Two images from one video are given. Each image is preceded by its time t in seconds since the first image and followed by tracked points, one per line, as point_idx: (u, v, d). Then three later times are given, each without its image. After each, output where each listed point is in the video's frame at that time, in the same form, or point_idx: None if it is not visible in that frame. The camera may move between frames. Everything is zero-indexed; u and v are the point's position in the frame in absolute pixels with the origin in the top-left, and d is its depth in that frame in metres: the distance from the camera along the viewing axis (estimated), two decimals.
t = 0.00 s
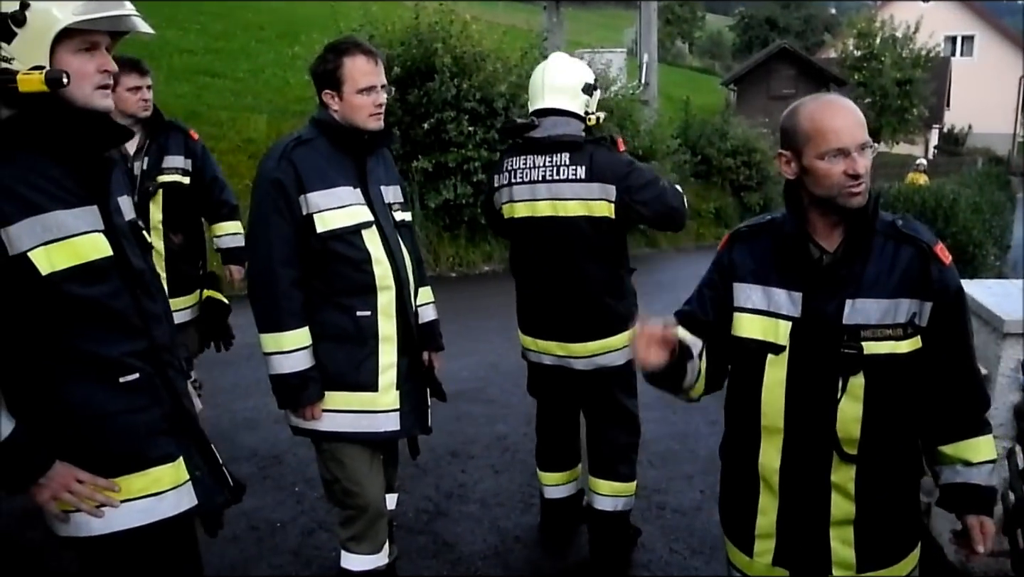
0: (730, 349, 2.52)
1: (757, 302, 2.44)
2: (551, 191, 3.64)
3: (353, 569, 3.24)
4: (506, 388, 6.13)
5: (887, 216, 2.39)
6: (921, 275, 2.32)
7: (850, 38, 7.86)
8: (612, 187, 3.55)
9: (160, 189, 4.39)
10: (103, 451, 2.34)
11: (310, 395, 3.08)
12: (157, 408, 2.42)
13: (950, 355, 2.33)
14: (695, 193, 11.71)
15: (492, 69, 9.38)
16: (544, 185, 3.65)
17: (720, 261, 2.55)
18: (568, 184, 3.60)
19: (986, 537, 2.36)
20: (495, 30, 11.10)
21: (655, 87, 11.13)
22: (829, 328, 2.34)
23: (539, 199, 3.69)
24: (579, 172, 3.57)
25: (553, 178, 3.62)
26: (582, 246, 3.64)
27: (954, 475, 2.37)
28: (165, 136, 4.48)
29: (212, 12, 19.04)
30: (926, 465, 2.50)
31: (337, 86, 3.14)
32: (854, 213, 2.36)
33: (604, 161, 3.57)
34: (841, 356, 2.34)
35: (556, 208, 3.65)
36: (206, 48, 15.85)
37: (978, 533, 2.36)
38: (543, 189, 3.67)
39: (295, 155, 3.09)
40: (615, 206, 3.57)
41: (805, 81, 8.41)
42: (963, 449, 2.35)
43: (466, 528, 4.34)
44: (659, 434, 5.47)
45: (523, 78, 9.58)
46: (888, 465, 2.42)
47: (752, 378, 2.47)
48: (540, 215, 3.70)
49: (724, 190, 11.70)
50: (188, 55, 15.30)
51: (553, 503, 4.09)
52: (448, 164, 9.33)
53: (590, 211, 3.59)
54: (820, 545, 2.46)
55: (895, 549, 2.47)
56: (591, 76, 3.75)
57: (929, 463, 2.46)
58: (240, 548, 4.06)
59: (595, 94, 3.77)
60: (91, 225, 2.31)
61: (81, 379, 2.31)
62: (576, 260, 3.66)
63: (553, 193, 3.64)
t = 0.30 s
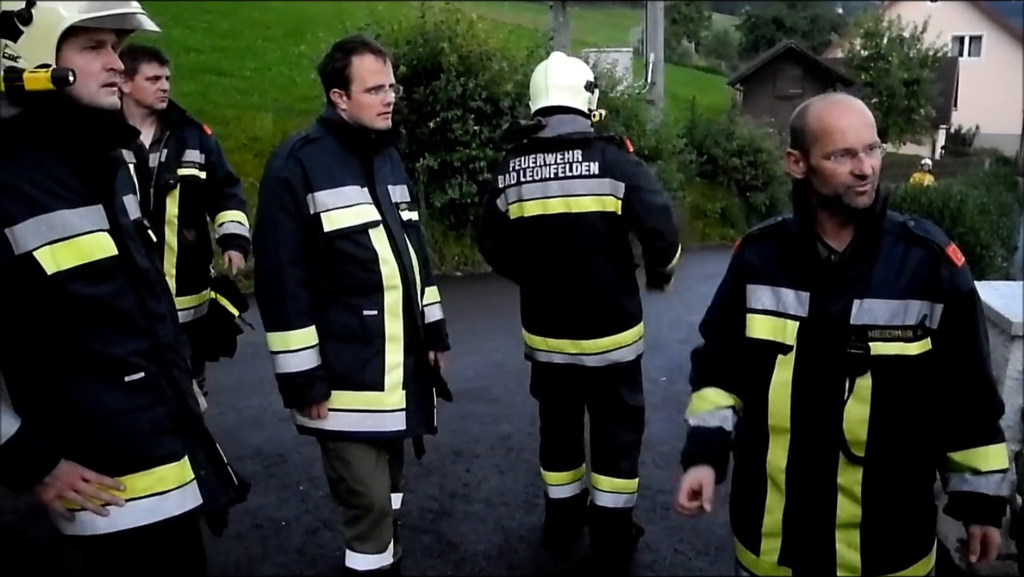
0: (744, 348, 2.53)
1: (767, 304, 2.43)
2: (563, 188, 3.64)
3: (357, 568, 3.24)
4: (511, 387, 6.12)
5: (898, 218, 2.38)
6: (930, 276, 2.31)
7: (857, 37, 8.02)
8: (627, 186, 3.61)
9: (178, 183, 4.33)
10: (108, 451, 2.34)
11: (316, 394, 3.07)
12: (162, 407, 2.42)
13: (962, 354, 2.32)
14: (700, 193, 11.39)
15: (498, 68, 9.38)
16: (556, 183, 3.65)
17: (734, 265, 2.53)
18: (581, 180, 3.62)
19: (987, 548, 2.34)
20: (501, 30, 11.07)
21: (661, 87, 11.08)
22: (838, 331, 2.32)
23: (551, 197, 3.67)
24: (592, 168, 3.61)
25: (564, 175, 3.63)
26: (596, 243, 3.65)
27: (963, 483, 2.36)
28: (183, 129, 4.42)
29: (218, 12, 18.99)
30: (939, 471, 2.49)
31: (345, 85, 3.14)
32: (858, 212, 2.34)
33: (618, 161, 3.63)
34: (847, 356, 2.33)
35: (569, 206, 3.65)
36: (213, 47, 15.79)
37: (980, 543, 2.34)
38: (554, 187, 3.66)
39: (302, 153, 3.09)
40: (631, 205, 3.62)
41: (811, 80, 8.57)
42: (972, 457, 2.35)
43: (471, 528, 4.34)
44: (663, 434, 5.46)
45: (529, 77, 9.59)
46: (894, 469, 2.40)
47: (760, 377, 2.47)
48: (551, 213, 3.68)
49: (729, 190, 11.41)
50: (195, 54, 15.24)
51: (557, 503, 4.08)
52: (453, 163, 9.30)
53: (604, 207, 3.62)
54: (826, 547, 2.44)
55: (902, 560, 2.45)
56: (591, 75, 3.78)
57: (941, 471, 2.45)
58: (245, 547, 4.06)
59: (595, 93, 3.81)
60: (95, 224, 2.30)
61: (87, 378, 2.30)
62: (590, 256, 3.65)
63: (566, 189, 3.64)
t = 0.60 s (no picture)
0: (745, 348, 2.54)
1: (768, 305, 2.44)
2: (590, 188, 3.64)
3: (360, 568, 3.25)
4: (514, 387, 6.13)
5: (901, 220, 2.36)
6: (933, 278, 2.29)
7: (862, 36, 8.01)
8: (653, 186, 3.65)
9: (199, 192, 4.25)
10: (111, 451, 2.34)
11: (319, 395, 3.09)
12: (165, 408, 2.42)
13: (965, 356, 2.30)
14: (703, 191, 11.02)
15: (501, 69, 9.38)
16: (582, 184, 3.63)
17: (739, 266, 2.53)
18: (611, 181, 3.63)
19: (993, 554, 2.33)
20: (504, 30, 11.05)
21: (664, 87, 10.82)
22: (839, 334, 2.33)
23: (575, 198, 3.65)
24: (619, 168, 3.63)
25: (591, 176, 3.62)
26: (624, 243, 3.67)
27: (968, 489, 2.35)
28: (193, 136, 4.35)
29: (221, 13, 18.98)
30: (944, 476, 2.47)
31: (348, 86, 3.15)
32: (860, 214, 2.34)
33: (641, 161, 3.66)
34: (845, 359, 2.33)
35: (598, 207, 3.64)
36: (216, 48, 15.76)
37: (984, 549, 2.34)
38: (580, 187, 3.64)
39: (306, 154, 3.10)
40: (659, 206, 3.66)
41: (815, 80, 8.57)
42: (978, 463, 2.32)
43: (474, 528, 4.35)
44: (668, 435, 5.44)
45: (532, 77, 9.60)
46: (896, 473, 2.38)
47: (763, 378, 2.48)
48: (577, 214, 3.66)
49: (733, 190, 11.15)
50: (198, 55, 15.19)
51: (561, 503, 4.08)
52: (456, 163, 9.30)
53: (631, 207, 3.65)
54: (826, 549, 2.44)
55: (907, 564, 2.43)
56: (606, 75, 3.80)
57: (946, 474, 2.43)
58: (249, 547, 4.07)
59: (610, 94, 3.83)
60: (97, 226, 2.31)
61: (90, 378, 2.31)
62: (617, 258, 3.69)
63: (593, 189, 3.63)
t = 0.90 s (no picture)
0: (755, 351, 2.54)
1: (778, 308, 2.43)
2: (636, 193, 3.57)
3: (371, 569, 3.26)
4: (524, 389, 6.12)
5: (911, 221, 2.35)
6: (941, 279, 2.29)
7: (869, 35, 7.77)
8: (696, 194, 3.64)
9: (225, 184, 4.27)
10: (122, 452, 2.36)
11: (328, 397, 3.10)
12: (175, 409, 2.43)
13: (973, 359, 2.30)
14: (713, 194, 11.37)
15: (509, 71, 9.37)
16: (627, 189, 3.57)
17: (747, 267, 2.53)
18: (658, 186, 3.59)
19: (999, 555, 2.33)
20: (512, 31, 11.03)
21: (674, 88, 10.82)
22: (850, 337, 2.33)
23: (620, 202, 3.58)
24: (665, 173, 3.60)
25: (638, 180, 3.57)
26: (668, 248, 3.65)
27: (976, 489, 2.34)
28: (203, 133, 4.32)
29: (230, 16, 19.02)
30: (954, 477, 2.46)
31: (357, 89, 3.16)
32: (870, 218, 2.33)
33: (685, 166, 3.64)
34: (856, 362, 2.33)
35: (641, 213, 3.59)
36: (226, 51, 15.78)
37: (990, 549, 2.34)
38: (624, 193, 3.58)
39: (315, 157, 3.12)
40: (700, 214, 3.67)
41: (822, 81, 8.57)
42: (988, 464, 2.32)
43: (483, 529, 4.35)
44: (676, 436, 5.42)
45: (541, 78, 9.60)
46: (907, 475, 2.38)
47: (773, 379, 2.49)
48: (623, 218, 3.59)
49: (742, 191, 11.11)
50: (208, 58, 15.20)
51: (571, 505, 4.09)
52: (464, 166, 9.33)
53: (675, 214, 3.63)
54: (836, 550, 2.44)
55: (915, 566, 2.42)
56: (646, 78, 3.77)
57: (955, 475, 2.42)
58: (259, 548, 4.08)
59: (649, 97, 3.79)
60: (108, 229, 2.33)
61: (100, 380, 2.33)
62: (661, 266, 3.65)
63: (640, 194, 3.57)
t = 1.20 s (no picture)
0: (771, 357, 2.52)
1: (796, 314, 2.43)
2: (678, 199, 3.50)
3: (381, 569, 3.28)
4: (535, 393, 6.13)
5: (931, 228, 2.34)
6: (960, 286, 2.29)
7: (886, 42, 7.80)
8: (735, 203, 3.60)
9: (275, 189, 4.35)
10: (136, 449, 2.38)
11: (342, 397, 3.12)
12: (189, 407, 2.45)
13: (993, 368, 2.30)
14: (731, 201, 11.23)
15: (524, 74, 9.40)
16: (668, 193, 3.49)
17: (764, 272, 2.51)
18: (699, 193, 3.53)
19: (1017, 562, 2.34)
20: (527, 35, 11.03)
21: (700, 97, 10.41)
22: (870, 344, 2.32)
23: (662, 208, 3.50)
24: (708, 181, 3.54)
25: (678, 186, 3.50)
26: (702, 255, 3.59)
27: (995, 497, 2.34)
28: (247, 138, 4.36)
29: (246, 18, 19.12)
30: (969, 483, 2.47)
31: (374, 91, 3.19)
32: (892, 225, 2.33)
33: (727, 177, 3.60)
34: (876, 369, 2.33)
35: (682, 219, 3.52)
36: (243, 52, 15.83)
37: (1011, 556, 2.34)
38: (665, 198, 3.50)
39: (332, 159, 3.14)
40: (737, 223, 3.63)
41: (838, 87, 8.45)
42: (1005, 471, 2.32)
43: (493, 532, 4.36)
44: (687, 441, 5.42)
45: (555, 82, 9.63)
46: (924, 482, 2.39)
47: (791, 386, 2.47)
48: (664, 224, 3.51)
49: (756, 197, 10.79)
50: (225, 60, 15.14)
51: (581, 511, 4.08)
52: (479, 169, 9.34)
53: (714, 222, 3.57)
54: (850, 557, 2.44)
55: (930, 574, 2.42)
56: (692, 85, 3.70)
57: (973, 484, 2.42)
58: (270, 547, 4.10)
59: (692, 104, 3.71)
60: (125, 228, 2.35)
61: (115, 377, 2.35)
62: (695, 274, 3.59)
63: (680, 200, 3.51)
